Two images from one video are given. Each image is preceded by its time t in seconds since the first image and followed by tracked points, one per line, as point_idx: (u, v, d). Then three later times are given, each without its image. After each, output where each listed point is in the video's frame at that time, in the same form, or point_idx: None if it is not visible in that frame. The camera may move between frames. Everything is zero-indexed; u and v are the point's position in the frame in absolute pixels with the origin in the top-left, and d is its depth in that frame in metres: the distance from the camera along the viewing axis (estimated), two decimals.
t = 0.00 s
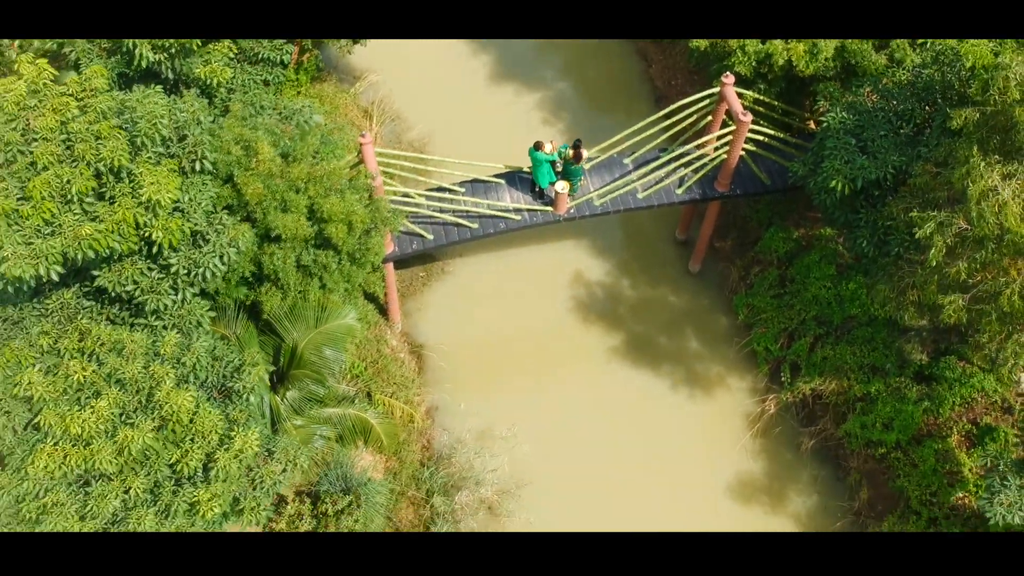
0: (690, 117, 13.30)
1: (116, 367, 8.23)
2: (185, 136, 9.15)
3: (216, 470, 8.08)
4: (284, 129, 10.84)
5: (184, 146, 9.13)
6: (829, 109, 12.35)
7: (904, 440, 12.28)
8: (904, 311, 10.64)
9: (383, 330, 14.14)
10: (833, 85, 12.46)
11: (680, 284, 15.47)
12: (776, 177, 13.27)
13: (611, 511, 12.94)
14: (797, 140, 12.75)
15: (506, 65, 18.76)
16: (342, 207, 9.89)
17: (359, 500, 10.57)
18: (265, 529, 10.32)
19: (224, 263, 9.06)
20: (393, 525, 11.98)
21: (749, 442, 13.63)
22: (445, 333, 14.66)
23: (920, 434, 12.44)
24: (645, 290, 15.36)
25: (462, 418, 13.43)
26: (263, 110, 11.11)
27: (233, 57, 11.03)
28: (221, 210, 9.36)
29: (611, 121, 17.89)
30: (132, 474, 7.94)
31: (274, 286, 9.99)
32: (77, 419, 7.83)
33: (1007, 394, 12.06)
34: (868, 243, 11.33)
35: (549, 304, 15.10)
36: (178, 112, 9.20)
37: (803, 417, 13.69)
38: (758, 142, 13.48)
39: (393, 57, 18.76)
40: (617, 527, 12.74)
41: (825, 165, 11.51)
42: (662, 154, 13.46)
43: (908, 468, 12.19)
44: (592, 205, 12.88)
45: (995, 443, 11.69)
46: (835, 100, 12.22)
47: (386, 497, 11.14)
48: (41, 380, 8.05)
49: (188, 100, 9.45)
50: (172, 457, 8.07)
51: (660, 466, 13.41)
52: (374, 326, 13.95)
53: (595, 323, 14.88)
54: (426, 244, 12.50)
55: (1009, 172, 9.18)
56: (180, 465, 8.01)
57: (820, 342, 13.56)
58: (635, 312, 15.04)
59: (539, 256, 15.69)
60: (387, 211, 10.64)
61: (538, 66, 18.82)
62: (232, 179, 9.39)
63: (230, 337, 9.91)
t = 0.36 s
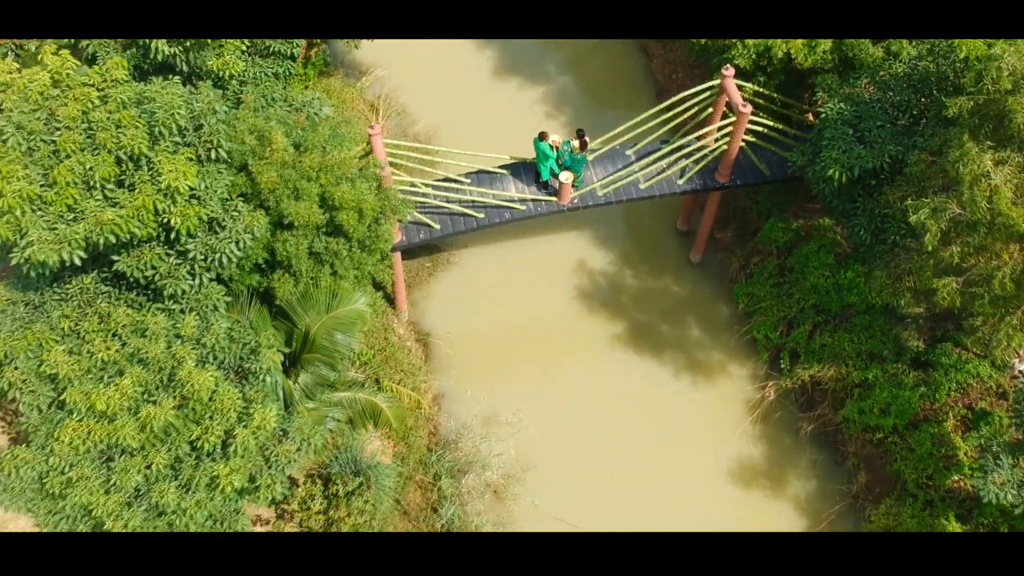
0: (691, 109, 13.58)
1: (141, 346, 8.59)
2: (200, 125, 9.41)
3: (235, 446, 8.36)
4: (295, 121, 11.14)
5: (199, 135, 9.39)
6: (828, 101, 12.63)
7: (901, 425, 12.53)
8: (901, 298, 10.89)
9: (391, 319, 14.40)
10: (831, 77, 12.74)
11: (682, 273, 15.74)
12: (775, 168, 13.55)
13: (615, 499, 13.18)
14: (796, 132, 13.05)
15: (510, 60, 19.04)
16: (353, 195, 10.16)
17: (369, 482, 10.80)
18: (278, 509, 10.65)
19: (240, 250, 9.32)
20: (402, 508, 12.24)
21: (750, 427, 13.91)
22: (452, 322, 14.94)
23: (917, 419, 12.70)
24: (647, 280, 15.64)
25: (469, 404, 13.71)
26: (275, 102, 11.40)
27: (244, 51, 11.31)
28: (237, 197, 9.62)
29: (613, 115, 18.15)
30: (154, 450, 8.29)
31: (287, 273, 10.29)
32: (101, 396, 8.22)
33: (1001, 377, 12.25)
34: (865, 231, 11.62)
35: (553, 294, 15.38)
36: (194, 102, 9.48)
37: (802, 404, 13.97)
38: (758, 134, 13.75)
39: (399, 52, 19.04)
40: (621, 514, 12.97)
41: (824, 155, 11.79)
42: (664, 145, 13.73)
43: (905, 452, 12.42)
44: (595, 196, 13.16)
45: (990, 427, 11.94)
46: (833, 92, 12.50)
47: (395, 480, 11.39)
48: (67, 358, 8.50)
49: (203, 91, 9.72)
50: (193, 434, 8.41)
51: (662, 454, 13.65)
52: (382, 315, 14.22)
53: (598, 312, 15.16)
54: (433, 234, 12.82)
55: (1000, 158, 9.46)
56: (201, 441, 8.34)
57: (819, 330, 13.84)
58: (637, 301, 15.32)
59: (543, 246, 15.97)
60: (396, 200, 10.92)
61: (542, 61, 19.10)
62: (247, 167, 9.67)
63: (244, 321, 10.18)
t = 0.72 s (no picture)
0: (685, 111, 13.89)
1: (156, 340, 8.82)
2: (208, 127, 9.66)
3: (247, 437, 8.74)
4: (299, 124, 11.41)
5: (207, 137, 9.65)
6: (817, 101, 12.97)
7: (893, 417, 12.74)
8: (892, 292, 11.19)
9: (393, 320, 14.62)
10: (820, 78, 13.09)
11: (677, 272, 16.05)
12: (767, 168, 13.86)
13: (615, 496, 13.37)
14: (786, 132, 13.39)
15: (506, 66, 19.36)
16: (356, 195, 10.43)
17: (374, 477, 11.02)
18: (285, 504, 10.86)
19: (248, 248, 9.61)
20: (406, 504, 12.47)
21: (746, 422, 14.18)
22: (453, 322, 15.19)
23: (909, 413, 12.97)
24: (643, 279, 15.93)
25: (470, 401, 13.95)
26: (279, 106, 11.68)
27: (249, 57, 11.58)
28: (245, 197, 9.88)
29: (607, 119, 18.48)
30: (169, 441, 8.59)
31: (292, 273, 10.54)
32: (118, 389, 8.36)
33: (989, 369, 12.39)
34: (855, 228, 11.93)
35: (551, 294, 15.65)
36: (202, 105, 9.74)
37: (795, 399, 14.26)
38: (749, 135, 14.08)
39: (397, 59, 19.36)
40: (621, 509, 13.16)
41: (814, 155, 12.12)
42: (659, 147, 14.03)
43: (897, 444, 12.64)
44: (592, 197, 13.44)
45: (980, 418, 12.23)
46: (822, 93, 12.84)
47: (398, 475, 11.64)
48: (82, 352, 8.63)
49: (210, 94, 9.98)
50: (205, 425, 8.68)
51: (660, 451, 13.88)
52: (384, 315, 14.47)
53: (596, 311, 15.43)
54: (433, 234, 13.08)
55: (984, 153, 9.78)
56: (212, 434, 8.67)
57: (811, 326, 14.12)
58: (634, 300, 15.60)
59: (541, 247, 16.25)
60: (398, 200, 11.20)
61: (537, 67, 19.43)
62: (254, 168, 9.98)
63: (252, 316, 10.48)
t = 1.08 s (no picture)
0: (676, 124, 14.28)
1: (167, 346, 9.26)
2: (213, 141, 9.94)
3: (253, 440, 9.19)
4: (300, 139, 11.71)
5: (212, 151, 9.94)
6: (803, 114, 13.38)
7: (883, 421, 13.01)
8: (879, 297, 11.51)
9: (392, 331, 14.87)
10: (806, 91, 13.50)
11: (670, 282, 16.37)
12: (756, 179, 14.25)
13: (611, 504, 13.56)
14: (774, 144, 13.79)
15: (500, 84, 19.78)
16: (357, 206, 10.70)
17: (374, 484, 11.20)
18: (289, 511, 11.05)
19: (252, 259, 9.92)
20: (406, 511, 12.68)
21: (739, 428, 14.44)
22: (450, 334, 15.45)
23: (899, 416, 13.23)
24: (637, 289, 16.24)
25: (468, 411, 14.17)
26: (281, 122, 12.01)
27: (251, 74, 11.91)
28: (248, 209, 10.15)
29: (599, 134, 18.89)
30: (178, 444, 9.03)
31: (295, 284, 10.79)
32: (131, 393, 8.87)
33: (975, 372, 12.81)
34: (842, 235, 12.29)
35: (546, 305, 15.93)
36: (208, 120, 10.05)
37: (787, 405, 14.53)
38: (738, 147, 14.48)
39: (394, 77, 19.76)
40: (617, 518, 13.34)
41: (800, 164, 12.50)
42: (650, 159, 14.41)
43: (887, 447, 12.87)
44: (585, 208, 13.78)
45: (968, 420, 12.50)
46: (808, 106, 13.26)
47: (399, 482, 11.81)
48: (96, 359, 9.11)
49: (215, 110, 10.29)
50: (214, 429, 9.11)
51: (655, 460, 14.09)
52: (383, 327, 14.72)
53: (591, 321, 15.70)
54: (431, 246, 13.39)
55: (962, 160, 10.18)
56: (219, 438, 9.06)
57: (802, 332, 14.42)
58: (628, 310, 15.89)
59: (536, 259, 16.56)
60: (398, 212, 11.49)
61: (530, 84, 19.85)
62: (257, 181, 10.22)
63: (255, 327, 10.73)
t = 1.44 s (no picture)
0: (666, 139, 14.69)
1: (175, 354, 9.57)
2: (217, 158, 10.23)
3: (259, 446, 9.42)
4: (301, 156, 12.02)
5: (216, 167, 10.23)
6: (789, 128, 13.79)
7: (873, 426, 13.25)
8: (866, 303, 11.84)
9: (390, 344, 15.11)
10: (792, 106, 13.93)
11: (661, 294, 16.68)
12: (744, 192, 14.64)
13: (603, 514, 13.74)
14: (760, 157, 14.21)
15: (493, 102, 20.20)
16: (357, 219, 10.97)
17: (375, 493, 11.38)
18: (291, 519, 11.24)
19: (255, 271, 10.19)
20: (405, 520, 12.85)
21: (731, 436, 14.68)
22: (447, 347, 15.71)
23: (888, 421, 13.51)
24: (629, 301, 16.55)
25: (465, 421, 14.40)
26: (282, 139, 12.32)
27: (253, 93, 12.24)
28: (251, 223, 10.41)
29: (591, 151, 19.30)
30: (185, 451, 9.29)
31: (296, 296, 11.03)
32: (141, 401, 9.17)
33: (961, 377, 13.13)
34: (828, 244, 12.66)
35: (541, 317, 16.21)
36: (212, 138, 10.36)
37: (779, 412, 14.80)
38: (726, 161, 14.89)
39: (389, 96, 20.18)
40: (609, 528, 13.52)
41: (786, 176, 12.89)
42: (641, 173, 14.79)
43: (877, 451, 13.12)
44: (578, 221, 14.12)
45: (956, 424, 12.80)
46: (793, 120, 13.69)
47: (398, 491, 11.95)
48: (105, 368, 9.41)
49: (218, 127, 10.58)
50: (220, 436, 9.39)
51: (647, 470, 14.29)
52: (381, 340, 14.97)
53: (585, 333, 15.98)
54: (428, 260, 13.69)
55: (942, 169, 10.55)
56: (226, 444, 9.32)
57: (792, 341, 14.72)
58: (621, 322, 16.19)
59: (531, 273, 16.87)
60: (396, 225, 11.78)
61: (522, 102, 20.28)
62: (259, 196, 10.49)
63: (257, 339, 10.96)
